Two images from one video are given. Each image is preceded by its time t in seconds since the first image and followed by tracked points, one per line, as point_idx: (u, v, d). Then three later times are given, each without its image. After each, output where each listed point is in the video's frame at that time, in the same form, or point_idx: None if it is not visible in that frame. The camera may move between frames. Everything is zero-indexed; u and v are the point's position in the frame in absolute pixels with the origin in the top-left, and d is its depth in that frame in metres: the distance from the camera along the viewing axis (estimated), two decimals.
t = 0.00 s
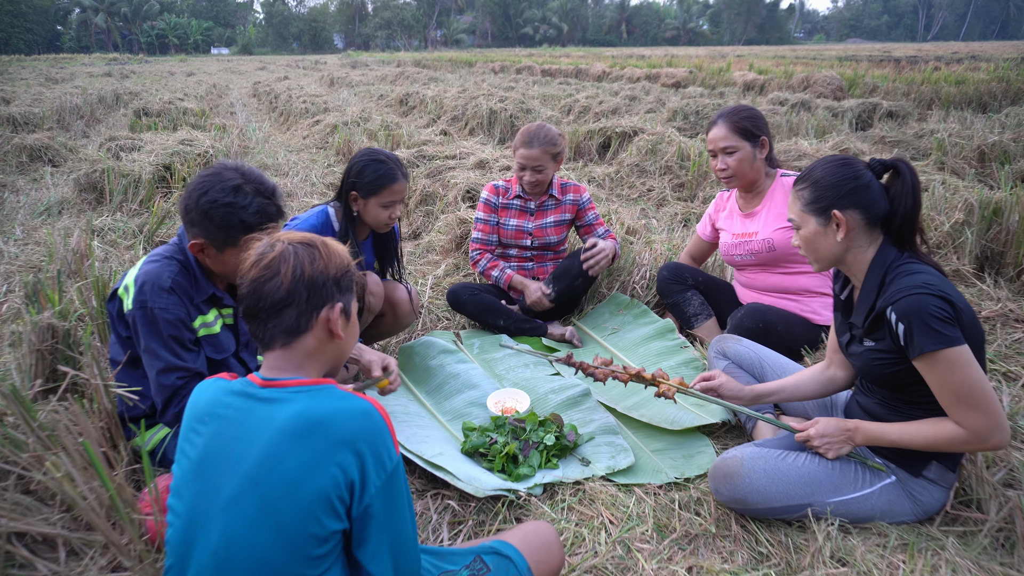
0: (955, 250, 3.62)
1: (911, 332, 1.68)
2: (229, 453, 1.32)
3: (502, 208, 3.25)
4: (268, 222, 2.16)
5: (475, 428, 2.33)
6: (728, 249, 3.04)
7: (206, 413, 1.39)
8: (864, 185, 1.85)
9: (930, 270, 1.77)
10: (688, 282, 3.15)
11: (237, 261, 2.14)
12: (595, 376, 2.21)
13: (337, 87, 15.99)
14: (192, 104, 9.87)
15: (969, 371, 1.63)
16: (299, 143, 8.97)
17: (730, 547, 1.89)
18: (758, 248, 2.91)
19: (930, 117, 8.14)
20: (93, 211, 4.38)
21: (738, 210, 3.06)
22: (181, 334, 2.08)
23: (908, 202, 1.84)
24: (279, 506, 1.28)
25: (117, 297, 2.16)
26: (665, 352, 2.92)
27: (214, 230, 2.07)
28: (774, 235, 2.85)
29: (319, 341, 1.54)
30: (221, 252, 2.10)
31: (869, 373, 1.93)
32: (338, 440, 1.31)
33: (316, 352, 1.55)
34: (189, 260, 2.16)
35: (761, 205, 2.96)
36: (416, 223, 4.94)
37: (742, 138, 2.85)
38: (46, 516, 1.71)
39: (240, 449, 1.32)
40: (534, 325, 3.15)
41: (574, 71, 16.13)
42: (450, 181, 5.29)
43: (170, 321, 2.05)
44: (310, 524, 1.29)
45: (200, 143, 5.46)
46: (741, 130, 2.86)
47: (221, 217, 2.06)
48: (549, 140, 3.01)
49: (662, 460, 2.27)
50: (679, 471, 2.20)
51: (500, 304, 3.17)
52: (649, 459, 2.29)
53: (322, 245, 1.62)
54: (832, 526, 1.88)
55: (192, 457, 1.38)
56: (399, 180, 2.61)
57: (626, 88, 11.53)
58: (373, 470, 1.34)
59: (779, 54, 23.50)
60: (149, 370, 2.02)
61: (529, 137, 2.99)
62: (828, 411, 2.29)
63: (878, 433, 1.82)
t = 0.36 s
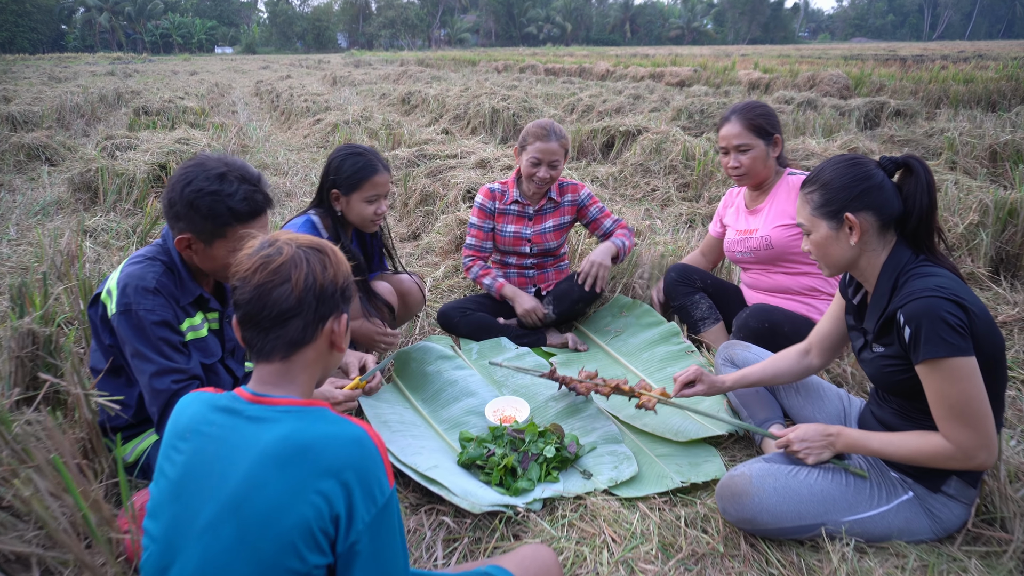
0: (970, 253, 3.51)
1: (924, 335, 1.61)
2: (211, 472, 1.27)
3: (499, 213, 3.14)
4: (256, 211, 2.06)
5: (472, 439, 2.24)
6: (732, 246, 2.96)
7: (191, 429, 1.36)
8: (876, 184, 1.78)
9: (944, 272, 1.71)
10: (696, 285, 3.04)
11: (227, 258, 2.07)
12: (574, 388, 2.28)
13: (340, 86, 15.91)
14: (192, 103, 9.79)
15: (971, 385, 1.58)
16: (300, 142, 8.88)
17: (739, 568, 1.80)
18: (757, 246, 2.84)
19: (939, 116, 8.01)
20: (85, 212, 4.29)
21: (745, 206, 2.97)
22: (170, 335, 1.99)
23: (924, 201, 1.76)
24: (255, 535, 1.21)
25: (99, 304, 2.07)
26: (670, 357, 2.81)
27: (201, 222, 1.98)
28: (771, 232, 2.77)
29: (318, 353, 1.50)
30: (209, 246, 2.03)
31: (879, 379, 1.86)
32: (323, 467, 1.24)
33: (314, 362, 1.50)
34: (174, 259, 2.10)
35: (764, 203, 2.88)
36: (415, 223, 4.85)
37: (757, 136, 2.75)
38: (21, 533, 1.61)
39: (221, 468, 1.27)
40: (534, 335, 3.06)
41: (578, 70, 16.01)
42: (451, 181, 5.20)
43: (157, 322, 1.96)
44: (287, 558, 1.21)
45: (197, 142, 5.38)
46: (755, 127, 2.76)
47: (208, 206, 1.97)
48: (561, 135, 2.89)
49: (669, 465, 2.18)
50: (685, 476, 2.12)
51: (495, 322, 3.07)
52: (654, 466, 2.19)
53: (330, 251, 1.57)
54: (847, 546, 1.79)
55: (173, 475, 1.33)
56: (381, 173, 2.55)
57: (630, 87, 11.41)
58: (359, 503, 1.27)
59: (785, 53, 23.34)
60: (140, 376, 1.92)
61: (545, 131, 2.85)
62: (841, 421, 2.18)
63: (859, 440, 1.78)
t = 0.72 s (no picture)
0: (980, 256, 3.41)
1: (929, 342, 1.52)
2: (178, 497, 1.21)
3: (486, 224, 2.99)
4: (249, 198, 2.02)
5: (465, 452, 2.15)
6: (740, 250, 2.87)
7: (156, 447, 1.28)
8: (876, 187, 1.70)
9: (948, 279, 1.63)
10: (700, 289, 2.96)
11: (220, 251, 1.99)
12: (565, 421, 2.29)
13: (340, 86, 15.83)
14: (189, 102, 9.71)
15: (972, 399, 1.49)
16: (297, 142, 8.79)
17: None
18: (768, 253, 2.74)
19: (943, 116, 7.91)
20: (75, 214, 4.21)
21: (757, 209, 2.86)
22: (154, 339, 1.88)
23: (926, 203, 1.68)
24: (225, 565, 1.16)
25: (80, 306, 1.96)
26: (670, 364, 2.72)
27: (193, 212, 1.91)
28: (784, 241, 2.66)
29: (299, 367, 1.41)
30: (202, 240, 1.95)
31: (885, 391, 1.77)
32: (296, 495, 1.22)
33: (294, 377, 1.41)
34: (161, 259, 1.99)
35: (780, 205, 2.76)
36: (412, 225, 4.77)
37: (779, 136, 2.63)
38: None
39: (190, 493, 1.21)
40: (531, 342, 3.01)
41: (579, 70, 15.91)
42: (448, 181, 5.11)
43: (141, 326, 1.86)
44: None
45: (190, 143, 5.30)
46: (779, 127, 2.64)
47: (200, 195, 1.91)
48: (540, 138, 2.72)
49: (670, 479, 2.08)
50: (687, 491, 2.02)
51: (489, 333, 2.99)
52: (654, 479, 2.09)
53: (316, 259, 1.47)
54: (859, 569, 1.69)
55: (136, 498, 1.26)
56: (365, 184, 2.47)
57: (632, 87, 11.32)
58: (333, 533, 1.26)
59: (787, 53, 23.22)
60: (122, 382, 1.81)
61: (524, 136, 2.68)
62: (850, 436, 2.08)
63: (850, 456, 1.72)
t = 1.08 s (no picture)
0: (987, 260, 3.34)
1: (942, 344, 1.44)
2: (149, 522, 1.15)
3: (472, 247, 2.80)
4: (250, 210, 1.94)
5: (457, 464, 2.07)
6: (746, 263, 2.79)
7: (127, 467, 1.21)
8: (883, 188, 1.63)
9: (957, 281, 1.56)
10: (704, 291, 2.88)
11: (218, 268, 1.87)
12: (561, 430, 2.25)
13: (338, 86, 15.74)
14: (185, 102, 9.63)
15: (986, 404, 1.42)
16: (294, 142, 8.71)
17: None
18: (775, 274, 2.65)
19: (946, 116, 7.84)
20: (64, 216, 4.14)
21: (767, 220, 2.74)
22: (138, 361, 1.74)
23: (932, 205, 1.61)
24: None
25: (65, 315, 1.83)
26: (670, 373, 2.64)
27: (193, 227, 1.81)
28: (793, 263, 2.56)
29: (280, 384, 1.34)
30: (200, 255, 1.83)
31: (895, 403, 1.69)
32: (274, 524, 1.17)
33: (275, 396, 1.34)
34: (153, 272, 1.85)
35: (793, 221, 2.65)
36: (408, 227, 4.70)
37: (796, 152, 2.48)
38: None
39: (161, 519, 1.15)
40: (528, 350, 2.94)
41: (579, 70, 15.83)
42: (445, 183, 5.04)
43: (125, 345, 1.72)
44: None
45: (183, 144, 5.23)
46: (797, 142, 2.47)
47: (200, 210, 1.81)
48: (514, 159, 2.47)
49: (670, 492, 2.01)
50: (688, 505, 1.95)
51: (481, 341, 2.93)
52: (654, 492, 2.02)
53: (300, 266, 1.38)
54: None
55: (104, 521, 1.19)
56: (353, 200, 2.38)
57: (632, 87, 11.24)
58: (311, 561, 1.22)
59: (788, 54, 23.14)
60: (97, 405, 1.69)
61: (497, 161, 2.42)
62: (857, 449, 2.01)
63: (857, 469, 1.66)
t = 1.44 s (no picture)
0: (985, 265, 3.33)
1: (930, 337, 1.44)
2: (137, 540, 1.13)
3: (464, 266, 2.76)
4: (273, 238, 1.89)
5: (453, 474, 2.05)
6: (749, 282, 2.77)
7: (116, 483, 1.18)
8: (884, 195, 1.62)
9: (957, 283, 1.54)
10: (705, 301, 2.86)
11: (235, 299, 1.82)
12: (561, 452, 2.24)
13: (335, 88, 15.70)
14: (181, 105, 9.59)
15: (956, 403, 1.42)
16: (291, 145, 8.69)
17: None
18: (783, 295, 2.64)
19: (943, 119, 7.84)
20: (58, 221, 4.12)
21: (761, 236, 2.69)
22: (145, 387, 1.69)
23: (934, 211, 1.60)
24: None
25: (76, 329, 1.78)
26: (667, 381, 2.62)
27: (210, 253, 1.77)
28: (803, 284, 2.55)
29: (271, 402, 1.33)
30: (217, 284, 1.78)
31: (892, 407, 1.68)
32: (264, 543, 1.15)
33: (265, 414, 1.33)
34: (170, 295, 1.80)
35: (797, 241, 2.61)
36: (405, 231, 4.68)
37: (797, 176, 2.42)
38: None
39: (149, 537, 1.13)
40: (524, 357, 2.92)
41: (576, 72, 15.83)
42: (442, 187, 5.02)
43: (134, 371, 1.66)
44: None
45: (178, 148, 5.20)
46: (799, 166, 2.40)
47: (222, 239, 1.77)
48: (504, 189, 2.38)
49: (667, 505, 2.00)
50: (686, 520, 1.94)
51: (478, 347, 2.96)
52: (653, 505, 2.00)
53: (291, 279, 1.35)
54: None
55: (92, 540, 1.17)
56: (349, 216, 2.34)
57: (629, 90, 11.23)
58: None
59: (784, 56, 23.16)
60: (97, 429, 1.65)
61: (483, 191, 2.35)
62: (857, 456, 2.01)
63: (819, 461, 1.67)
